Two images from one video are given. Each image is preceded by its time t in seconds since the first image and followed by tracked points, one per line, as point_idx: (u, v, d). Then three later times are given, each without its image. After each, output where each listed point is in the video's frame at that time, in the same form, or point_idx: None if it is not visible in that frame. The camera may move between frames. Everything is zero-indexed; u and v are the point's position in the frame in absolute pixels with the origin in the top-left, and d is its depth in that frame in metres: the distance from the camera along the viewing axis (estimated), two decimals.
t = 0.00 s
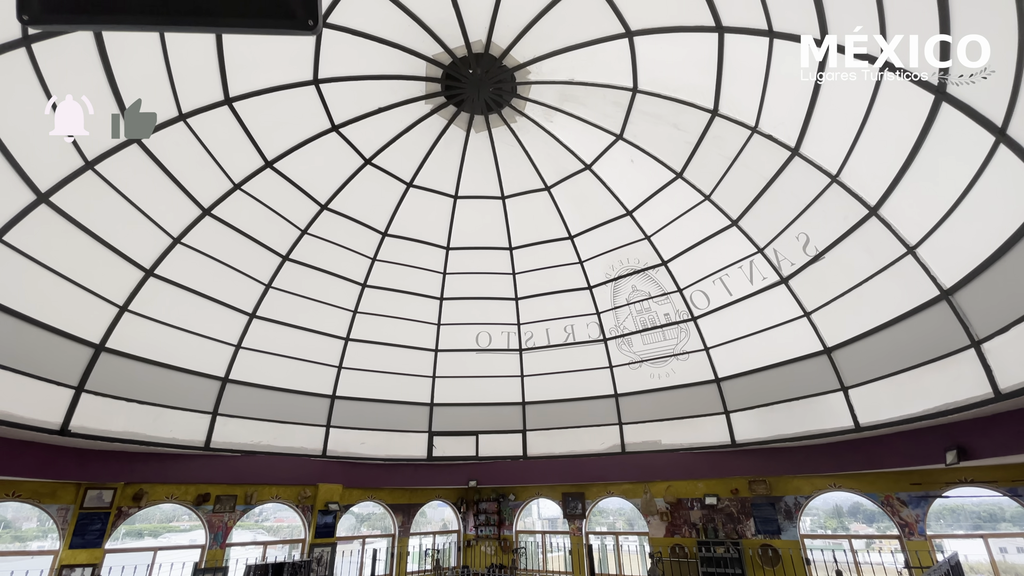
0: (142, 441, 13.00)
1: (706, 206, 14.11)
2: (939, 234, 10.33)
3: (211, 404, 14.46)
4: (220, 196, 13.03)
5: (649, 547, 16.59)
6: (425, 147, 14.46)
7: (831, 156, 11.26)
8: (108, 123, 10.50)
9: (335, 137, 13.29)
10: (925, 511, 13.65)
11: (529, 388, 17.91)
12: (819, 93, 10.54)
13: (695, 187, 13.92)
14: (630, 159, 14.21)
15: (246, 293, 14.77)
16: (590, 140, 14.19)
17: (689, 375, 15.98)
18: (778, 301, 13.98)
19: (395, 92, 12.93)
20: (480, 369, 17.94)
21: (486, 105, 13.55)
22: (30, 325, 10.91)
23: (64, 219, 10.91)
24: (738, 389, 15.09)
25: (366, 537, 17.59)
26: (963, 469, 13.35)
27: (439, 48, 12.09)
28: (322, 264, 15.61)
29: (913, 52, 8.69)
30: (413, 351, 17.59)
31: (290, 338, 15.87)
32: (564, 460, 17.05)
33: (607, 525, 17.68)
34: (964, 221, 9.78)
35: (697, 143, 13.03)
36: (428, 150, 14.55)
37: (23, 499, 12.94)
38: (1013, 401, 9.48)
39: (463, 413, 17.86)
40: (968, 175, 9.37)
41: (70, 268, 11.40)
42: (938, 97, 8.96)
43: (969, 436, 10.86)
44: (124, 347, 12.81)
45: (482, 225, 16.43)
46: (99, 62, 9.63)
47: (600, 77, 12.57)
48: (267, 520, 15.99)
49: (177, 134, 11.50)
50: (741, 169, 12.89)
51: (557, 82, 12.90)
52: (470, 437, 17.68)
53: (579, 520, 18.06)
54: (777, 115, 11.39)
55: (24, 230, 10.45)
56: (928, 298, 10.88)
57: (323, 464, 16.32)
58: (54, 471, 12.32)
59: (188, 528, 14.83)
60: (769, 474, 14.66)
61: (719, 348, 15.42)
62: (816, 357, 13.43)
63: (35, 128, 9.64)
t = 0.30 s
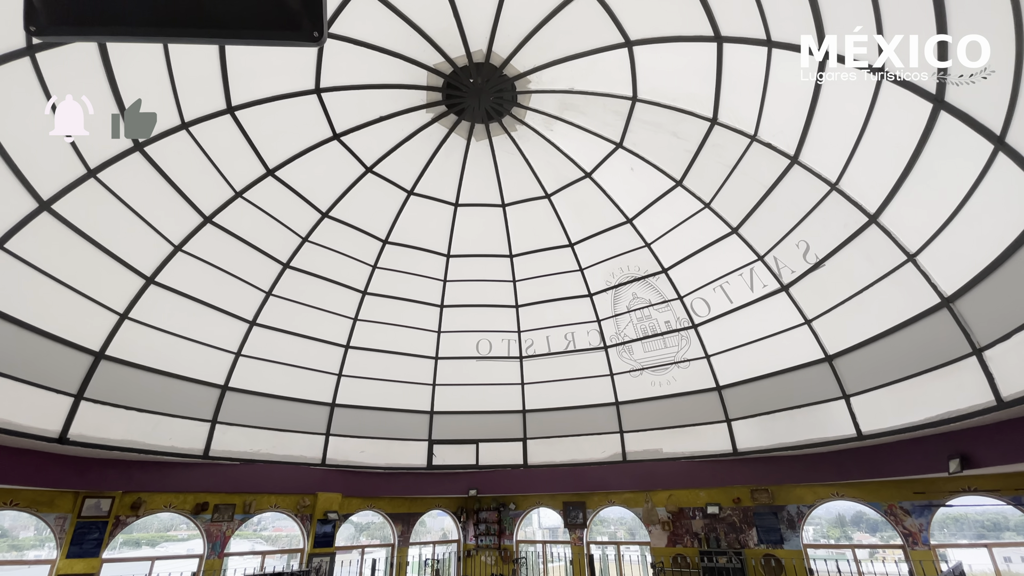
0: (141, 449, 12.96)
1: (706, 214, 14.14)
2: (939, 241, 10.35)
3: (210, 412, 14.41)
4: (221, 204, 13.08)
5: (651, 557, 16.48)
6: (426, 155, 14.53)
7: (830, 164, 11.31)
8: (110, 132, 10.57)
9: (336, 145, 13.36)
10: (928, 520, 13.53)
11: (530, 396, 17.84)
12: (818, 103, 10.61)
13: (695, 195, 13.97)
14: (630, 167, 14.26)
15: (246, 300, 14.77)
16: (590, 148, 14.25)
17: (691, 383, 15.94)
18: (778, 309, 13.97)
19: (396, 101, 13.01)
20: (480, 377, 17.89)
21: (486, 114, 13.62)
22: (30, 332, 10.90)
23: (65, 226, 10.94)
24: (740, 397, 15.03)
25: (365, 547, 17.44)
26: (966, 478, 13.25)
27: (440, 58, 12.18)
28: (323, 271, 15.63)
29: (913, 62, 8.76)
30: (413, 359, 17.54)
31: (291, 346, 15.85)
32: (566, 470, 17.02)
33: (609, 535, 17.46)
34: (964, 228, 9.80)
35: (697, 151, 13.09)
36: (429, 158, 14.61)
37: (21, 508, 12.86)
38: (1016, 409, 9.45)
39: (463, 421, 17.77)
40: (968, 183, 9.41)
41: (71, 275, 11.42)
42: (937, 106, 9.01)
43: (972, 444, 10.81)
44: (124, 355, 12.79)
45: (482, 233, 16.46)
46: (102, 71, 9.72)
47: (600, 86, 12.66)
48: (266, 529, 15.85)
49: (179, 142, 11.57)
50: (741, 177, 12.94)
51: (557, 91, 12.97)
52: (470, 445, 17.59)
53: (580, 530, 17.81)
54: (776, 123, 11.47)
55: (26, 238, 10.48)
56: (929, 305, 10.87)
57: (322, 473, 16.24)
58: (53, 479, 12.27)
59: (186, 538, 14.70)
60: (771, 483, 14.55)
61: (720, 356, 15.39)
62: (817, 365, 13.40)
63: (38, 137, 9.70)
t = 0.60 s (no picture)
0: (139, 455, 12.91)
1: (707, 219, 14.15)
2: (940, 247, 10.34)
3: (210, 418, 14.37)
4: (222, 210, 13.10)
5: (653, 565, 16.23)
6: (426, 161, 14.57)
7: (831, 169, 11.33)
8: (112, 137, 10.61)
9: (337, 151, 13.41)
10: (932, 527, 13.43)
11: (530, 402, 17.77)
12: (817, 108, 10.65)
13: (695, 200, 13.99)
14: (630, 173, 14.29)
15: (247, 306, 14.77)
16: (590, 153, 14.29)
17: (692, 388, 15.89)
18: (779, 314, 13.94)
19: (397, 107, 13.06)
20: (480, 382, 17.84)
21: (487, 120, 13.68)
22: (30, 338, 10.88)
23: (66, 231, 10.95)
24: (741, 403, 14.97)
25: (364, 554, 17.31)
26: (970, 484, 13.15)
27: (441, 64, 12.25)
28: (323, 277, 15.62)
29: (910, 65, 8.86)
30: (413, 364, 17.51)
31: (291, 352, 15.82)
32: (568, 476, 16.89)
33: (610, 542, 17.32)
34: (965, 233, 9.80)
35: (697, 157, 13.13)
36: (430, 164, 14.65)
37: (19, 514, 12.81)
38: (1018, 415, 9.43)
39: (463, 427, 17.70)
40: (967, 189, 9.44)
41: (71, 281, 11.42)
42: (937, 111, 9.06)
43: (975, 450, 10.76)
44: (124, 360, 12.77)
45: (483, 238, 16.47)
46: (104, 77, 9.78)
47: (600, 93, 12.71)
48: (265, 536, 15.72)
49: (180, 148, 11.62)
50: (741, 182, 12.96)
51: (557, 97, 13.04)
52: (470, 451, 17.53)
53: (581, 537, 17.66)
54: (776, 129, 11.51)
55: (27, 244, 10.49)
56: (930, 311, 10.85)
57: (322, 479, 16.18)
58: (51, 486, 12.23)
59: (185, 545, 14.59)
60: (773, 489, 14.47)
61: (721, 362, 15.36)
62: (819, 371, 13.36)
63: (39, 142, 9.73)
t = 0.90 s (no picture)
0: (138, 460, 12.84)
1: (708, 223, 14.13)
2: (942, 249, 10.31)
3: (209, 422, 14.30)
4: (223, 214, 13.11)
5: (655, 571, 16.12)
6: (427, 165, 14.57)
7: (832, 172, 11.31)
8: (112, 140, 10.62)
9: (338, 155, 13.42)
10: (936, 533, 13.30)
11: (531, 407, 17.69)
12: (818, 111, 10.65)
13: (696, 204, 13.98)
14: (631, 177, 14.28)
15: (247, 310, 14.74)
16: (590, 157, 14.30)
17: (694, 393, 15.81)
18: (781, 318, 13.89)
19: (397, 111, 13.08)
20: (481, 387, 17.77)
21: (487, 124, 13.69)
22: (29, 341, 10.85)
23: (66, 235, 10.93)
24: (743, 407, 14.89)
25: (364, 560, 17.15)
26: (974, 489, 13.03)
27: (441, 69, 12.27)
28: (324, 281, 15.60)
29: (911, 68, 8.86)
30: (413, 368, 17.45)
31: (291, 356, 15.77)
32: (570, 481, 16.85)
33: (612, 548, 17.12)
34: (968, 235, 9.75)
35: (698, 160, 13.12)
36: (431, 168, 14.66)
37: (17, 520, 12.68)
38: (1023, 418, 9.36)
39: (464, 431, 17.61)
40: (969, 191, 9.41)
41: (71, 284, 11.40)
42: (937, 113, 9.05)
43: (980, 454, 10.68)
44: (124, 364, 12.73)
45: (483, 242, 16.44)
46: (106, 80, 9.82)
47: (601, 97, 12.73)
48: (265, 542, 15.63)
49: (181, 152, 11.63)
50: (742, 186, 12.94)
51: (558, 101, 13.05)
52: (470, 456, 17.42)
53: (583, 543, 17.47)
54: (776, 132, 11.51)
55: (27, 247, 10.47)
56: (933, 314, 10.80)
57: (321, 485, 16.09)
58: (49, 491, 12.17)
59: (184, 551, 14.51)
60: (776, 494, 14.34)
61: (723, 366, 15.30)
62: (821, 375, 13.29)
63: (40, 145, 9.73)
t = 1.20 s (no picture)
0: (135, 463, 12.77)
1: (709, 224, 14.05)
2: (945, 250, 10.21)
3: (207, 425, 14.23)
4: (222, 216, 13.07)
5: None
6: (427, 167, 14.53)
7: (834, 173, 11.23)
8: (110, 142, 10.59)
9: (337, 158, 13.39)
10: (941, 537, 13.11)
11: (532, 410, 17.57)
12: (819, 111, 10.59)
13: (696, 205, 13.91)
14: (631, 178, 14.22)
15: (246, 312, 14.69)
16: (590, 159, 14.25)
17: (695, 395, 15.69)
18: (783, 320, 13.79)
19: (396, 113, 13.05)
20: (481, 390, 17.67)
21: (487, 126, 13.64)
22: (26, 344, 10.81)
23: (63, 237, 10.90)
24: (745, 410, 14.77)
25: (364, 566, 16.97)
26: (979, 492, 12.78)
27: (441, 70, 12.24)
28: (323, 283, 15.54)
29: (912, 68, 8.82)
30: (413, 372, 17.36)
31: (290, 359, 15.71)
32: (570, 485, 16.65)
33: (613, 553, 16.93)
34: (972, 235, 9.65)
35: (699, 162, 13.06)
36: (430, 171, 14.62)
37: (14, 524, 12.48)
38: None
39: (464, 435, 17.50)
40: (973, 192, 9.31)
41: (68, 287, 11.36)
42: (939, 112, 8.97)
43: (985, 457, 10.54)
44: (122, 367, 12.69)
45: (483, 244, 16.38)
46: (104, 81, 9.82)
47: (601, 98, 12.69)
48: (265, 547, 15.46)
49: (180, 154, 11.61)
50: (743, 187, 12.87)
51: (557, 103, 13.01)
52: (470, 460, 17.30)
53: (584, 548, 17.28)
54: (777, 133, 11.45)
55: (24, 250, 10.44)
56: (936, 315, 10.70)
57: (320, 488, 15.96)
58: (46, 495, 12.11)
59: (184, 556, 14.39)
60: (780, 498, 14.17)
61: (724, 369, 15.19)
62: (824, 377, 13.17)
63: (37, 147, 9.72)
